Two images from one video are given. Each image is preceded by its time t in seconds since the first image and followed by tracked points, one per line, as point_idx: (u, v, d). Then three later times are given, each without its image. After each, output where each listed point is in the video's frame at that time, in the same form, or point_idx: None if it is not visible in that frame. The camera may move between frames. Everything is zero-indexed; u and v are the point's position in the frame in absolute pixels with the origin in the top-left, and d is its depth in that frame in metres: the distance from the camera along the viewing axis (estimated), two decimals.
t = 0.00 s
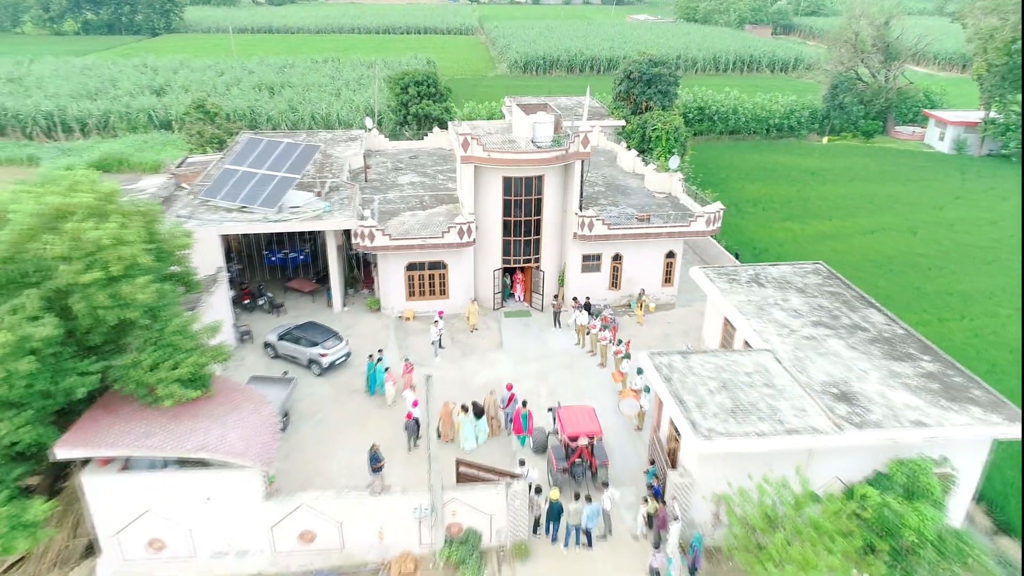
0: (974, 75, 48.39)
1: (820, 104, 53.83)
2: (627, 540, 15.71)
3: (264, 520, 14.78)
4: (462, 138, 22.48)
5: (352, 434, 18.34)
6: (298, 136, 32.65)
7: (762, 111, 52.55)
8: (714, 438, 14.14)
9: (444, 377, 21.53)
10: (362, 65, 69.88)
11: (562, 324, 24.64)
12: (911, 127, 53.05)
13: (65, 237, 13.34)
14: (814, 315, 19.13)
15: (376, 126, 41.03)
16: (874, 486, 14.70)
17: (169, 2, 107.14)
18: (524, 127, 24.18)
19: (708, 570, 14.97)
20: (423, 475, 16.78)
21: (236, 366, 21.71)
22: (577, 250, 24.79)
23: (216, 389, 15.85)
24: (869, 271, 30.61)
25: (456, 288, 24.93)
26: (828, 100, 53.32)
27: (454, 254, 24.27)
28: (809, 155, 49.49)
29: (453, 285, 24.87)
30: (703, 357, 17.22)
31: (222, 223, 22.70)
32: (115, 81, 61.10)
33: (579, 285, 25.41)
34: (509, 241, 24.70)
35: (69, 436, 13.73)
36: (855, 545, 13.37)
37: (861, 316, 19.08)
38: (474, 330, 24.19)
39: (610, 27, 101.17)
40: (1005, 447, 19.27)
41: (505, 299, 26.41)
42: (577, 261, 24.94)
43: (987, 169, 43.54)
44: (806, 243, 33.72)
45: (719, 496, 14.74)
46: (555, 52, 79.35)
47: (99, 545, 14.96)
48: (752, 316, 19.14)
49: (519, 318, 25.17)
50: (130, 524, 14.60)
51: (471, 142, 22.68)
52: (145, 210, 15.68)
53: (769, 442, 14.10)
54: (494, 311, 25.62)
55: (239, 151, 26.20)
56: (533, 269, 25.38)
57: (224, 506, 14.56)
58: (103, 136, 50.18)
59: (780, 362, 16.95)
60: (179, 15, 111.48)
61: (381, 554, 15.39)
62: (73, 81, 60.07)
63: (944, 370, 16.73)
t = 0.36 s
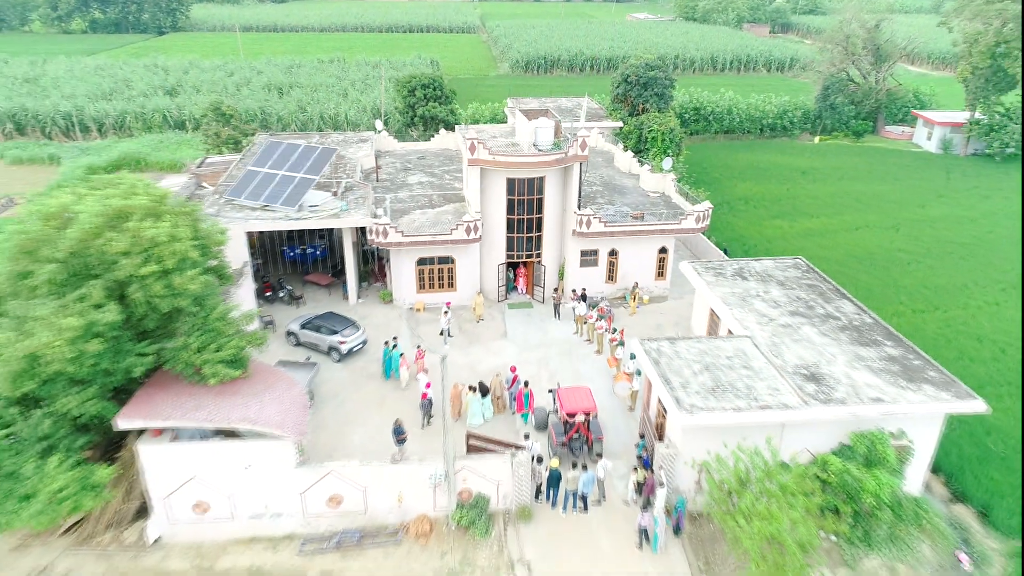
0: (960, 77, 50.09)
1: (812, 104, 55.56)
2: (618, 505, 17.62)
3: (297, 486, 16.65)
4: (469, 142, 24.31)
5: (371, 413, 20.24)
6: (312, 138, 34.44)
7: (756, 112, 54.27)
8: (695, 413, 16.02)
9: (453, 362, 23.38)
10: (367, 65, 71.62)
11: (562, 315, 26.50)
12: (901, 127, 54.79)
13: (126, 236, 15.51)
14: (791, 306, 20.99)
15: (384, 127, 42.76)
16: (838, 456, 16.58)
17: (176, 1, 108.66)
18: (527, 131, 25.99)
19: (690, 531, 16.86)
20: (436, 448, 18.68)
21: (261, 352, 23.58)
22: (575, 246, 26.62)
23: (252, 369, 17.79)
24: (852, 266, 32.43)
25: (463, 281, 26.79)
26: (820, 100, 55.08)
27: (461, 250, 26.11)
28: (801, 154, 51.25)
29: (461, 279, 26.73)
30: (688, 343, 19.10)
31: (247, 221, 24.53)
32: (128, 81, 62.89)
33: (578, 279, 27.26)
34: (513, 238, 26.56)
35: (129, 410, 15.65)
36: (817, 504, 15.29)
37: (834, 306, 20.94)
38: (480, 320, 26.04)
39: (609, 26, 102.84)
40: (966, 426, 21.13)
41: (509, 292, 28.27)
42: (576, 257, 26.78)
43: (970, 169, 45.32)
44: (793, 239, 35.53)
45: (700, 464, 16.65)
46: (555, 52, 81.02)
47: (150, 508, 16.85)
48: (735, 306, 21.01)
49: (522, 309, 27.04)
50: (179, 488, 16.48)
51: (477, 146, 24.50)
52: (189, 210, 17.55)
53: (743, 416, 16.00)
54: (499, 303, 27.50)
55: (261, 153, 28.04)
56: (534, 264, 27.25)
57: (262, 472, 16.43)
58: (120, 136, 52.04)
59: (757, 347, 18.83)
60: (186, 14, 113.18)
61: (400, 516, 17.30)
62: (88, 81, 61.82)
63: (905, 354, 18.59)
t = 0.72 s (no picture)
0: (947, 79, 51.82)
1: (805, 105, 57.27)
2: (612, 475, 19.56)
3: (323, 456, 18.55)
4: (476, 145, 26.20)
5: (387, 394, 22.15)
6: (325, 139, 36.29)
7: (750, 112, 56.06)
8: (680, 390, 17.94)
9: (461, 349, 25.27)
10: (372, 65, 73.37)
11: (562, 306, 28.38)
12: (891, 127, 56.53)
13: (175, 233, 17.61)
14: (772, 297, 22.89)
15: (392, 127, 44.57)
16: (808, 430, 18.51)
17: (183, 0, 110.24)
18: (529, 134, 27.85)
19: (676, 497, 18.78)
20: (448, 424, 20.59)
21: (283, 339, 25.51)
22: (575, 242, 28.49)
23: (282, 352, 19.70)
24: (836, 261, 34.27)
25: (470, 274, 28.67)
26: (813, 101, 56.81)
27: (468, 245, 27.98)
28: (793, 153, 53.04)
29: (468, 272, 28.61)
30: (676, 330, 21.01)
31: (269, 218, 26.45)
32: (141, 81, 64.73)
33: (577, 273, 29.13)
34: (517, 234, 28.44)
35: (175, 387, 17.57)
36: (787, 471, 17.23)
37: (812, 297, 22.85)
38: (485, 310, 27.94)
39: (609, 25, 104.47)
40: (931, 406, 23.02)
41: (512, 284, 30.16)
42: (576, 252, 28.65)
43: (955, 169, 47.13)
44: (781, 235, 37.37)
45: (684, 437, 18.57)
46: (556, 51, 82.71)
47: (192, 476, 18.76)
48: (720, 297, 22.91)
49: (524, 301, 28.92)
50: (218, 458, 18.38)
51: (483, 149, 26.37)
52: (225, 209, 19.66)
53: (723, 393, 17.92)
54: (503, 295, 29.40)
55: (280, 154, 29.93)
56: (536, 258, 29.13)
57: (293, 444, 18.33)
58: (136, 135, 53.94)
59: (739, 333, 20.74)
60: (192, 13, 114.86)
61: (416, 484, 19.21)
62: (102, 81, 63.67)
63: (873, 340, 20.49)
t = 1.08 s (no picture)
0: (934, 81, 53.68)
1: (798, 105, 59.13)
2: (607, 449, 21.54)
3: (346, 431, 20.53)
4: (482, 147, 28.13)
5: (402, 377, 24.11)
6: (337, 140, 38.23)
7: (744, 112, 57.95)
8: (668, 370, 19.91)
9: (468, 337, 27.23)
10: (377, 65, 75.25)
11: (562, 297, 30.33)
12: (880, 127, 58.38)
13: (216, 229, 19.71)
14: (755, 288, 24.85)
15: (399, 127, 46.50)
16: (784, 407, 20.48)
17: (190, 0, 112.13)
18: (532, 137, 29.77)
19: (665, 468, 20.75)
20: (457, 404, 22.56)
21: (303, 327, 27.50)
22: (574, 237, 30.42)
23: (307, 337, 21.68)
24: (821, 255, 36.21)
25: (476, 267, 30.61)
26: (805, 101, 58.64)
27: (474, 240, 29.91)
28: (786, 152, 54.93)
29: (474, 266, 30.56)
30: (667, 318, 22.96)
31: (289, 215, 28.42)
32: (154, 82, 66.72)
33: (576, 267, 31.07)
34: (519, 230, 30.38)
35: (213, 367, 19.53)
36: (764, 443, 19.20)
37: (792, 288, 24.81)
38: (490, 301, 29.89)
39: (608, 25, 106.19)
40: (902, 389, 24.98)
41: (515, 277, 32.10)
42: (575, 247, 30.58)
43: (940, 168, 49.01)
44: (771, 232, 39.29)
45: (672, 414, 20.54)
46: (557, 51, 84.53)
47: (228, 449, 20.76)
48: (708, 288, 24.86)
49: (527, 292, 30.87)
50: (251, 433, 20.35)
51: (489, 151, 28.28)
52: (256, 207, 21.69)
53: (706, 373, 19.89)
54: (507, 287, 31.36)
55: (297, 155, 31.89)
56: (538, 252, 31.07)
57: (319, 419, 20.30)
58: (151, 134, 55.93)
59: (724, 320, 22.71)
60: (199, 12, 116.76)
61: (430, 456, 21.20)
62: (117, 82, 65.69)
63: (846, 327, 22.46)
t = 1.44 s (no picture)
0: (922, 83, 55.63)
1: (791, 105, 61.03)
2: (604, 426, 23.60)
3: (366, 408, 22.57)
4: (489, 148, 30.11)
5: (415, 361, 26.17)
6: (349, 141, 40.22)
7: (739, 112, 59.88)
8: (659, 353, 21.98)
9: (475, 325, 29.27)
10: (382, 66, 77.16)
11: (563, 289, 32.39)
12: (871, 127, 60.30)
13: (250, 225, 21.93)
14: (741, 280, 26.91)
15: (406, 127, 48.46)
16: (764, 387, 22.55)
17: None
18: (535, 138, 31.76)
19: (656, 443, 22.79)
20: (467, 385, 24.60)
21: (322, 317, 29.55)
22: (574, 233, 32.45)
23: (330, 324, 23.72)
24: (808, 250, 38.21)
25: (482, 262, 32.64)
26: (798, 102, 60.58)
27: (481, 236, 31.91)
28: (779, 151, 56.88)
29: (480, 260, 32.58)
30: (659, 307, 25.02)
31: (308, 212, 30.46)
32: (166, 82, 68.68)
33: (576, 261, 33.12)
34: (523, 226, 32.40)
35: (247, 349, 21.62)
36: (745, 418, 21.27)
37: (774, 280, 26.87)
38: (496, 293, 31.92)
39: (608, 25, 107.95)
40: (877, 373, 27.03)
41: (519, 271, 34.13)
42: (575, 242, 32.61)
43: (926, 167, 50.98)
44: (761, 228, 41.29)
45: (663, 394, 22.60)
46: (557, 51, 86.39)
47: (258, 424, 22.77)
48: (697, 279, 26.92)
49: (530, 285, 32.92)
50: (280, 410, 22.37)
51: (495, 152, 30.25)
52: (285, 205, 23.80)
53: (693, 356, 21.96)
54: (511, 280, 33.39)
55: (314, 155, 33.91)
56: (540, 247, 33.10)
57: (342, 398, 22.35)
58: (166, 134, 57.94)
59: (711, 309, 24.79)
60: (205, 12, 118.65)
61: (442, 432, 23.25)
62: (131, 82, 67.68)
63: (822, 315, 24.53)
